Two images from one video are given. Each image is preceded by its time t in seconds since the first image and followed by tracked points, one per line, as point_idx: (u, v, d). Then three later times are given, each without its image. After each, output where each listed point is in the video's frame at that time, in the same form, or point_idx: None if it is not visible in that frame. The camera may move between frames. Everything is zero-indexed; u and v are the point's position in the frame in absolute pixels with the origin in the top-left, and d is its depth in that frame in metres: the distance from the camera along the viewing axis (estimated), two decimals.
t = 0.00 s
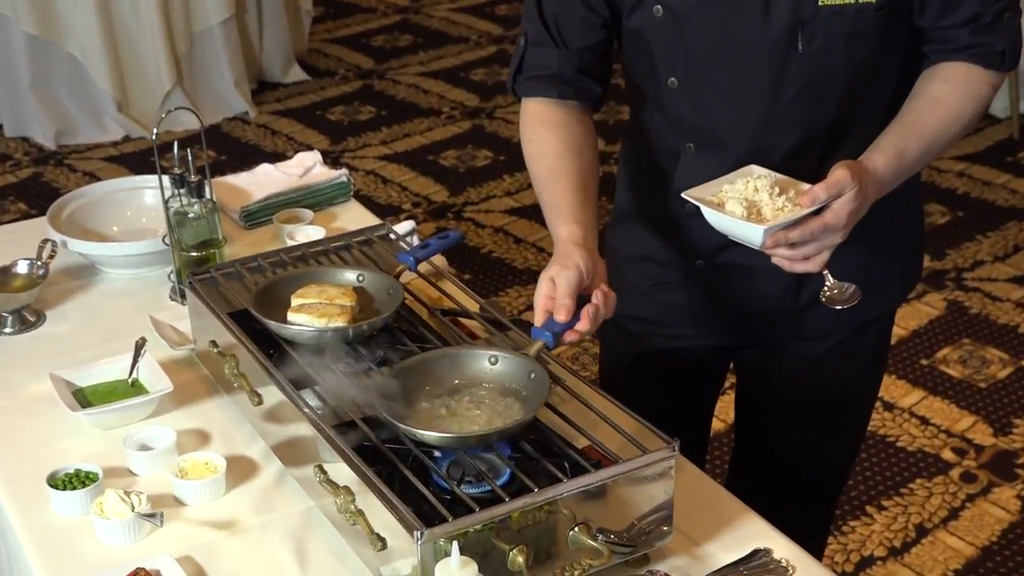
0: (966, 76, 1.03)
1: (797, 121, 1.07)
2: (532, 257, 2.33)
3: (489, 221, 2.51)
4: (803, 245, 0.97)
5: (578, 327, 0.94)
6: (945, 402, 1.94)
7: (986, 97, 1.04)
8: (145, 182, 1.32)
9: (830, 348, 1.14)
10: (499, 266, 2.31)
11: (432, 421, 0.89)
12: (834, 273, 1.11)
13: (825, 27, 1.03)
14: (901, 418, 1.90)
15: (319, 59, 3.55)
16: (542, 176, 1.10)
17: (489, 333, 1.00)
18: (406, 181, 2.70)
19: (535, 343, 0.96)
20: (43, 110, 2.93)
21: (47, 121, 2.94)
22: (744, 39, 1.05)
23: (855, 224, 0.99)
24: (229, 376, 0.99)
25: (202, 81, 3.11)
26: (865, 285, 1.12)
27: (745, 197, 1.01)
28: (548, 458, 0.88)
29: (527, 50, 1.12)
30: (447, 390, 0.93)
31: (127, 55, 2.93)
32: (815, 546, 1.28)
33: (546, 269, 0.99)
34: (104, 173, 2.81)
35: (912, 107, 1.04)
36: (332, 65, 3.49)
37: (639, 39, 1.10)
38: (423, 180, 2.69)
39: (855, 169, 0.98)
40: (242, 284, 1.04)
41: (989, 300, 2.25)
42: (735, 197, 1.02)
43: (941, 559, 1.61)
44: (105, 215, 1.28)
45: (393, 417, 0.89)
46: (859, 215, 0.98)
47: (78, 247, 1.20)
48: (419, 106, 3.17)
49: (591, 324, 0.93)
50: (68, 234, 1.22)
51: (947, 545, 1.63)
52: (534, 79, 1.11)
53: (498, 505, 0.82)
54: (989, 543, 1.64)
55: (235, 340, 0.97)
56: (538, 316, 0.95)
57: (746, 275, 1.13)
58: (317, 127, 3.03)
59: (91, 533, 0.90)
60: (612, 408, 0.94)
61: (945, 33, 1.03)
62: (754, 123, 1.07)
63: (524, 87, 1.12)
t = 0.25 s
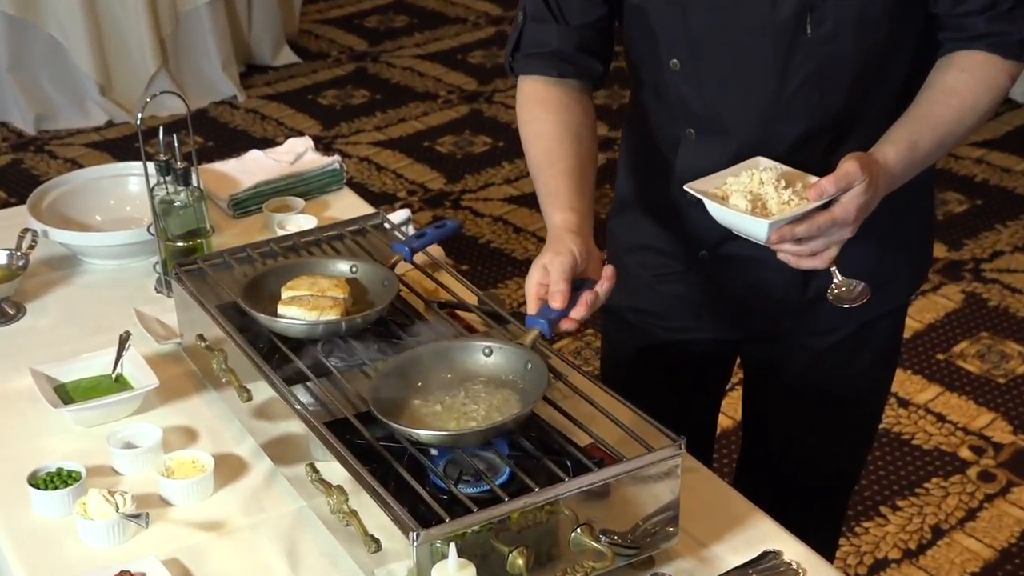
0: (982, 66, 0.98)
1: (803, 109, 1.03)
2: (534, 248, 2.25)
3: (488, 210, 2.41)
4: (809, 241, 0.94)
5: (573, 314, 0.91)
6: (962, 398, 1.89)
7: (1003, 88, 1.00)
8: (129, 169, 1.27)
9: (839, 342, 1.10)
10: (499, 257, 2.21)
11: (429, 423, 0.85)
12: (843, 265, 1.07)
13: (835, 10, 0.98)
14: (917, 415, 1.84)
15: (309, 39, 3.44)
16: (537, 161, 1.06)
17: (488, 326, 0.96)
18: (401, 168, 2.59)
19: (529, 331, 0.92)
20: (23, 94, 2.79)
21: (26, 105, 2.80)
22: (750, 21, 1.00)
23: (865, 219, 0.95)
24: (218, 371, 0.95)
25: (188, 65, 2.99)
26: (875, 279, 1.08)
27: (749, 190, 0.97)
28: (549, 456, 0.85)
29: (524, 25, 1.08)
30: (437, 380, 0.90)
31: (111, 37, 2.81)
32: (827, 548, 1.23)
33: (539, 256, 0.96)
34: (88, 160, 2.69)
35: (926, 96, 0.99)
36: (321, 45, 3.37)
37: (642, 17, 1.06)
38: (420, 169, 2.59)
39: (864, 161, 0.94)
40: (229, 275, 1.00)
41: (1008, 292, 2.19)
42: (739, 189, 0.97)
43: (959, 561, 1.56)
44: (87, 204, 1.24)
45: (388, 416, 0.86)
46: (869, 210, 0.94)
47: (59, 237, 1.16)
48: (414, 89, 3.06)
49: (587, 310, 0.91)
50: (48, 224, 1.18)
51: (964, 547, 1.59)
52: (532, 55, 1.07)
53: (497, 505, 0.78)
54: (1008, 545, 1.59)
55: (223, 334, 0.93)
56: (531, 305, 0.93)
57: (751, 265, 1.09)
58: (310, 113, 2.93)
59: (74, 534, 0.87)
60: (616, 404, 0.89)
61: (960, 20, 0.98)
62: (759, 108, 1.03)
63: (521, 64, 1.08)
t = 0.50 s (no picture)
0: (994, 68, 0.94)
1: (808, 103, 0.98)
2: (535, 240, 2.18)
3: (486, 199, 2.34)
4: (811, 245, 0.90)
5: (556, 301, 0.87)
6: (980, 395, 1.84)
7: (1016, 91, 0.95)
8: (115, 156, 1.24)
9: (849, 336, 1.05)
10: (499, 249, 2.15)
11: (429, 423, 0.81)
12: (853, 260, 1.03)
13: (846, 5, 0.94)
14: (933, 413, 1.79)
15: (300, 22, 3.35)
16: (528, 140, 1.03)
17: (487, 321, 0.93)
18: (396, 156, 2.52)
19: (511, 315, 0.89)
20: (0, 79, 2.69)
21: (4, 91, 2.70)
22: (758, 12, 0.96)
23: (869, 223, 0.91)
24: (206, 368, 0.92)
25: (173, 48, 2.90)
26: (886, 274, 1.04)
27: (751, 189, 0.94)
28: (551, 456, 0.81)
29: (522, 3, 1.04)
30: (418, 370, 0.87)
31: (92, 20, 2.72)
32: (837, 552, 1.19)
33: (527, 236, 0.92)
34: (69, 147, 2.59)
35: (935, 99, 0.95)
36: (312, 28, 3.31)
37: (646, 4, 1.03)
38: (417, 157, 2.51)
39: (871, 161, 0.89)
40: (215, 268, 0.96)
41: None
42: (740, 189, 0.93)
43: (976, 565, 1.51)
44: (70, 192, 1.21)
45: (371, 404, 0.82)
46: (873, 216, 0.90)
47: (39, 228, 1.12)
48: (411, 74, 2.99)
49: (570, 296, 0.87)
50: (28, 214, 1.15)
51: (981, 551, 1.54)
52: (530, 32, 1.04)
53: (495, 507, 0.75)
54: None
55: (210, 326, 0.90)
56: (512, 287, 0.89)
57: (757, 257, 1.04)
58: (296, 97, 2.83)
59: (56, 537, 0.83)
60: (620, 404, 0.85)
61: (976, 20, 0.94)
62: (762, 103, 0.99)
63: (519, 41, 1.05)
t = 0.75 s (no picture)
0: (1011, 64, 0.90)
1: (818, 100, 0.94)
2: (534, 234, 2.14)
3: (484, 190, 2.30)
4: (816, 246, 0.86)
5: (562, 293, 0.83)
6: (1001, 397, 1.77)
7: None
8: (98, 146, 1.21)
9: (861, 335, 1.02)
10: (498, 243, 2.11)
11: (427, 424, 0.78)
12: (864, 257, 1.00)
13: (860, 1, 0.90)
14: (951, 415, 1.73)
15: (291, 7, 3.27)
16: (537, 125, 0.99)
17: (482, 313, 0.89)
18: (390, 146, 2.46)
19: (512, 308, 0.85)
20: None
21: None
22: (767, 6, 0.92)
23: (879, 224, 0.87)
24: (192, 368, 0.88)
25: (158, 33, 2.79)
26: (900, 272, 1.00)
27: (754, 188, 0.90)
28: (551, 459, 0.77)
29: None
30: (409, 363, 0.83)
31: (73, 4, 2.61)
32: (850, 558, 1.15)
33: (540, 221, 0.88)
34: (48, 136, 2.48)
35: (948, 96, 0.91)
36: (302, 12, 3.23)
37: None
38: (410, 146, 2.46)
39: (881, 160, 0.85)
40: (200, 264, 0.93)
41: None
42: (742, 189, 0.90)
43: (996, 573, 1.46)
44: (51, 183, 1.17)
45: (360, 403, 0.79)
46: (882, 216, 0.86)
47: (18, 221, 1.08)
48: (406, 61, 2.92)
49: (578, 290, 0.83)
50: (7, 208, 1.12)
51: (1001, 559, 1.48)
52: (534, 21, 1.00)
53: (491, 513, 0.71)
54: None
55: (198, 326, 0.86)
56: (519, 273, 0.85)
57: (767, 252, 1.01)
58: (284, 83, 2.77)
59: (35, 543, 0.80)
60: (624, 405, 0.81)
61: (994, 16, 0.89)
62: (770, 98, 0.95)
63: (521, 31, 1.01)
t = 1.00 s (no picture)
0: None
1: (834, 95, 0.90)
2: (534, 231, 2.10)
3: (482, 186, 2.26)
4: (830, 246, 0.82)
5: (575, 296, 0.79)
6: (1020, 401, 1.72)
7: None
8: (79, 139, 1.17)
9: (876, 337, 0.98)
10: (496, 241, 2.07)
11: (426, 427, 0.74)
12: (880, 258, 0.96)
13: None
14: (970, 420, 1.68)
15: None
16: (553, 120, 0.95)
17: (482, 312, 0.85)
18: (384, 140, 2.42)
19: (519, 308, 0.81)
20: None
21: None
22: None
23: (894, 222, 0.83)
24: (178, 371, 0.84)
25: (141, 24, 2.75)
26: (917, 272, 0.96)
27: (764, 185, 0.86)
28: (552, 467, 0.74)
29: None
30: (414, 365, 0.80)
31: None
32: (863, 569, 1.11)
33: (560, 217, 0.84)
34: (25, 128, 2.43)
35: (966, 87, 0.87)
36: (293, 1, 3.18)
37: None
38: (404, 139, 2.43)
39: (896, 156, 0.82)
40: (187, 263, 0.89)
41: None
42: (752, 186, 0.86)
43: None
44: (30, 178, 1.14)
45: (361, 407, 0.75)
46: (897, 214, 0.82)
47: None
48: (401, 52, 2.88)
49: (591, 294, 0.78)
50: None
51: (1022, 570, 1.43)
52: (544, 19, 0.96)
53: (490, 522, 0.67)
54: None
55: (186, 328, 0.82)
56: (535, 271, 0.81)
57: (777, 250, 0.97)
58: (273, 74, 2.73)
59: (15, 555, 0.76)
60: (628, 410, 0.78)
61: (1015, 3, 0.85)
62: (783, 93, 0.91)
63: (529, 30, 0.97)
